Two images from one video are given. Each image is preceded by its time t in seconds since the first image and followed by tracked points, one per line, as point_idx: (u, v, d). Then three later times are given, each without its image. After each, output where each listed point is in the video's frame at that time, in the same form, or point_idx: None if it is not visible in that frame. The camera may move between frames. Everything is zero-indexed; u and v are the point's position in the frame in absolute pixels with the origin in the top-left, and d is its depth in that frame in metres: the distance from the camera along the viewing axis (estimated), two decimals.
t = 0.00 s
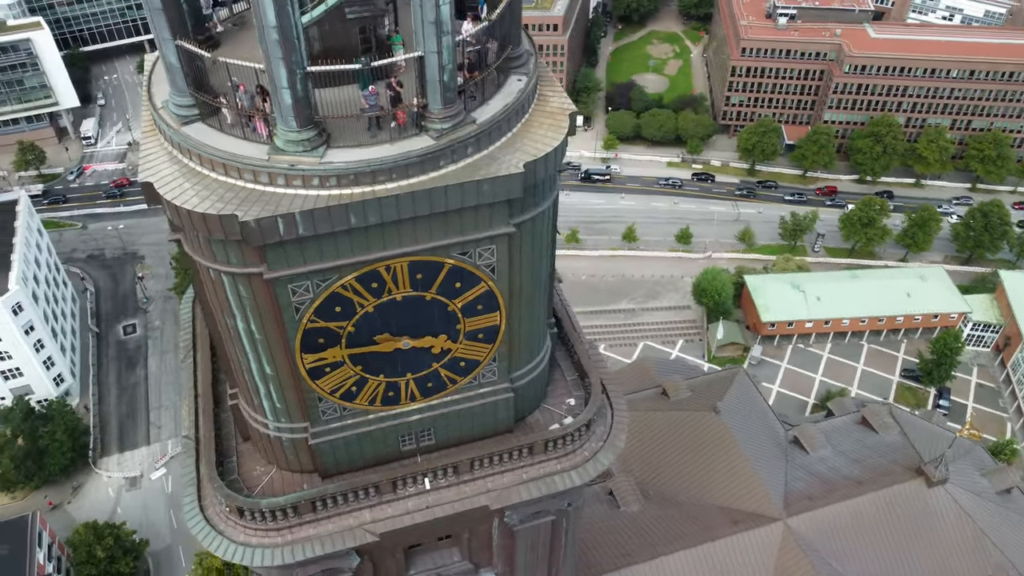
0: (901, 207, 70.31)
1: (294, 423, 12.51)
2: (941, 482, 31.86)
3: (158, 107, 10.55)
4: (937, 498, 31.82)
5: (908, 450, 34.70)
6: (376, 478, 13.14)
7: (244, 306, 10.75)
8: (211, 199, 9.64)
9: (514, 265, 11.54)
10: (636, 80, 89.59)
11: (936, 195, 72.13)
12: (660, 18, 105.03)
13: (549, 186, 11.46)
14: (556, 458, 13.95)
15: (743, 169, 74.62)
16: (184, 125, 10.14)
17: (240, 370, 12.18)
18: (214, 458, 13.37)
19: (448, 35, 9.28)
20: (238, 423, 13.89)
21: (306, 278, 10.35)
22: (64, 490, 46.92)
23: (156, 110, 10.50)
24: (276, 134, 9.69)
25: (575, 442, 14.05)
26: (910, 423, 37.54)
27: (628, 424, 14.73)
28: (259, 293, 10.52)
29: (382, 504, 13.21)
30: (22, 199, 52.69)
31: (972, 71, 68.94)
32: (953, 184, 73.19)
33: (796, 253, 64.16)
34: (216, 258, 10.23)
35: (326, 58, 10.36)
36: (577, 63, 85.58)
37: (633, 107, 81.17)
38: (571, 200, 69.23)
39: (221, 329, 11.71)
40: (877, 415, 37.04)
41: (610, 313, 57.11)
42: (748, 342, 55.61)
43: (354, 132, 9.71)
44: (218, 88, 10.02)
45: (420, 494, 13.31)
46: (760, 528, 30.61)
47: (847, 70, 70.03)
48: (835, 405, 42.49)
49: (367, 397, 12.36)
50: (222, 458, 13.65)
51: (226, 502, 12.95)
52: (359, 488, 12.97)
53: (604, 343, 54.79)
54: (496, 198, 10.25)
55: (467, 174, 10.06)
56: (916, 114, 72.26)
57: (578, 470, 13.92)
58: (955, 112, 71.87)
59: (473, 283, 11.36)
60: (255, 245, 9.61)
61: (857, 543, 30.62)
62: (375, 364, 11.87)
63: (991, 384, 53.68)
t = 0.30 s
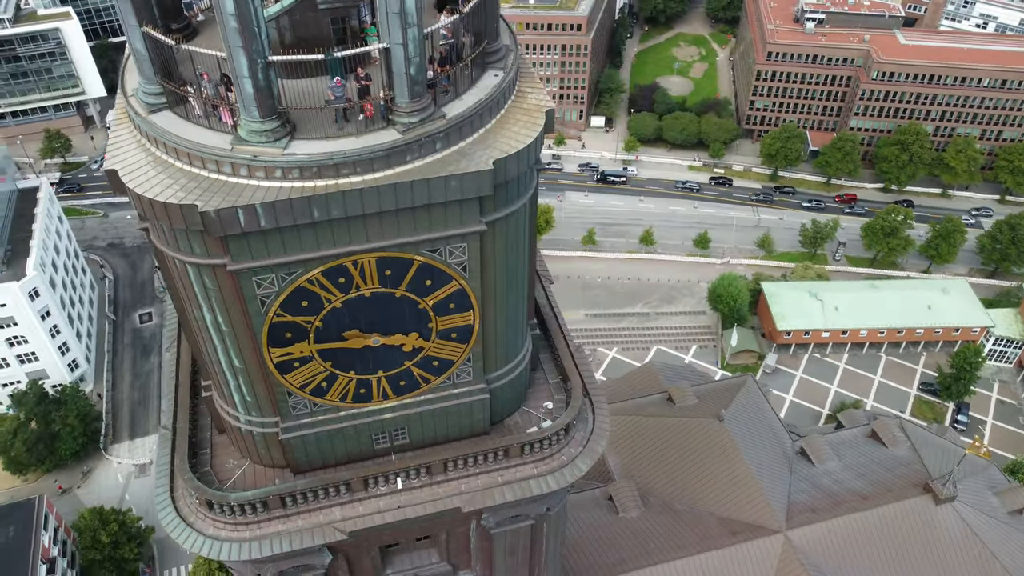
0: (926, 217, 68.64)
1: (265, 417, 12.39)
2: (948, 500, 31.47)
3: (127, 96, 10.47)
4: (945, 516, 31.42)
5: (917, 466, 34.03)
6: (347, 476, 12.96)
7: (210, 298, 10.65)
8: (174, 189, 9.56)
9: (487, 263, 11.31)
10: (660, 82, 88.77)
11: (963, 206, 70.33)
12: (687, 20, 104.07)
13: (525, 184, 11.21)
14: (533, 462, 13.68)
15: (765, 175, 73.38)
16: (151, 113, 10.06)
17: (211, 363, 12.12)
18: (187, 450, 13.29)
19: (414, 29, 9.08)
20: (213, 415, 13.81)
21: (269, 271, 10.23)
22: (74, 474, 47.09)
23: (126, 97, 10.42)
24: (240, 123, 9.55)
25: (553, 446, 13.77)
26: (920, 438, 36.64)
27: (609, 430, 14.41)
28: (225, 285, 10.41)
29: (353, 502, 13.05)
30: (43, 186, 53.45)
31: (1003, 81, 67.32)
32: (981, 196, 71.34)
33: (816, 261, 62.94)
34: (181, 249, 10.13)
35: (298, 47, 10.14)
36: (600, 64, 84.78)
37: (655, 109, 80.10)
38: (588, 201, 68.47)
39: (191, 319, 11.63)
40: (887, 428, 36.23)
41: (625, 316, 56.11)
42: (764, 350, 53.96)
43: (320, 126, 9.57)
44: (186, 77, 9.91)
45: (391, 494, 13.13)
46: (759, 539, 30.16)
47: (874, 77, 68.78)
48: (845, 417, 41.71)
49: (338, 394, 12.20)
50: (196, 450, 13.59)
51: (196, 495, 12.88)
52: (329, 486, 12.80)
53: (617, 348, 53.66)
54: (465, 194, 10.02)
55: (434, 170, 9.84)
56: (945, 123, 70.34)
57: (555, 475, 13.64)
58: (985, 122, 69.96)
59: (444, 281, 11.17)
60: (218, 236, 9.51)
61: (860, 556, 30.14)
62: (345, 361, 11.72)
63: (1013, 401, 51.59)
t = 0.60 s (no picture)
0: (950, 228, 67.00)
1: (236, 411, 12.27)
2: (955, 518, 30.87)
3: (96, 84, 10.38)
4: (951, 534, 30.87)
5: (924, 481, 33.36)
6: (317, 473, 12.81)
7: (175, 288, 10.51)
8: (137, 177, 9.45)
9: (458, 261, 11.12)
10: (683, 85, 87.85)
11: (989, 218, 68.56)
12: (713, 23, 102.89)
13: (499, 182, 10.99)
14: (508, 465, 13.45)
15: (787, 181, 72.09)
16: (118, 100, 10.00)
17: (181, 355, 12.00)
18: (160, 442, 13.21)
19: (377, 20, 8.87)
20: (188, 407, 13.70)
21: (233, 264, 10.09)
22: (84, 461, 46.96)
23: (94, 85, 10.34)
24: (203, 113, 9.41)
25: (530, 450, 13.53)
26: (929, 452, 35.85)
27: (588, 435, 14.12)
28: (189, 277, 10.28)
29: (324, 500, 12.92)
30: (65, 174, 53.86)
31: None
32: (1008, 208, 69.54)
33: (836, 270, 61.67)
34: (144, 239, 9.99)
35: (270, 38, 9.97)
36: (623, 65, 83.99)
37: (677, 112, 79.11)
38: (605, 203, 67.70)
39: (160, 310, 11.51)
40: (895, 442, 35.53)
41: (637, 319, 54.88)
42: (777, 358, 52.36)
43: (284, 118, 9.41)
44: (151, 65, 9.79)
45: (362, 492, 12.99)
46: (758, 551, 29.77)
47: (901, 84, 67.42)
48: (854, 430, 40.99)
49: (308, 389, 12.04)
50: (170, 441, 13.52)
51: (166, 487, 12.79)
52: (298, 482, 12.67)
53: (629, 351, 52.49)
54: (431, 190, 9.81)
55: (400, 165, 9.65)
56: (973, 132, 68.73)
57: (530, 479, 13.42)
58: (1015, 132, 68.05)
59: (414, 279, 10.97)
60: (179, 227, 9.39)
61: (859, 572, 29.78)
62: (314, 357, 11.56)
63: None
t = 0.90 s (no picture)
0: (973, 239, 65.53)
1: (205, 404, 12.15)
2: (959, 535, 30.28)
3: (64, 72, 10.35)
4: (955, 552, 30.23)
5: (930, 497, 32.69)
6: (286, 470, 12.65)
7: (140, 278, 10.41)
8: (97, 165, 9.35)
9: (426, 259, 10.92)
10: (705, 88, 87.04)
11: (1015, 229, 66.95)
12: (738, 26, 101.90)
13: (470, 179, 10.75)
14: (481, 467, 13.20)
15: (807, 187, 71.00)
16: (84, 87, 9.95)
17: (152, 346, 11.91)
18: (132, 432, 13.13)
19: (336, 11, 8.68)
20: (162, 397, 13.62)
21: (195, 256, 9.98)
22: (95, 447, 47.36)
23: (63, 74, 10.31)
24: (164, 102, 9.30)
25: (504, 453, 13.29)
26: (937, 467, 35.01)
27: (566, 440, 13.83)
28: (153, 267, 10.17)
29: (293, 496, 12.78)
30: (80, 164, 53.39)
31: None
32: None
33: (854, 279, 60.61)
34: (106, 228, 9.90)
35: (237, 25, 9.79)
36: (645, 67, 83.28)
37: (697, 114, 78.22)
38: (622, 205, 67.10)
39: (128, 300, 11.41)
40: (903, 455, 34.79)
41: (649, 323, 54.27)
42: (790, 366, 51.68)
43: (245, 108, 9.27)
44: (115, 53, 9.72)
45: (332, 490, 12.83)
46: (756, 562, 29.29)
47: (927, 90, 66.12)
48: (862, 442, 40.28)
49: (277, 384, 11.90)
50: (143, 431, 13.48)
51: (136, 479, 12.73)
52: (266, 478, 12.52)
53: (640, 355, 51.86)
54: (393, 185, 9.59)
55: (363, 159, 9.46)
56: (1001, 141, 67.12)
57: (503, 483, 13.15)
58: None
59: (381, 275, 10.77)
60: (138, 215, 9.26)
61: None
62: (282, 352, 11.41)
63: None
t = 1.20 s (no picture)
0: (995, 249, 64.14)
1: (176, 397, 12.04)
2: (963, 552, 29.63)
3: (35, 61, 10.30)
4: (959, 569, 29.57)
5: (935, 511, 32.02)
6: (257, 466, 12.53)
7: (107, 270, 10.31)
8: (61, 153, 9.26)
9: (397, 256, 10.73)
10: (725, 91, 86.21)
11: None
12: (761, 29, 100.84)
13: (441, 175, 10.55)
14: (456, 469, 13.00)
15: (825, 193, 70.02)
16: (53, 75, 9.91)
17: (123, 337, 11.82)
18: (106, 424, 13.07)
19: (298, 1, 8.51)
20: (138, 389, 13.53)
21: (161, 248, 9.86)
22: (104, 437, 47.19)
23: (34, 62, 10.27)
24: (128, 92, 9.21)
25: (480, 455, 13.07)
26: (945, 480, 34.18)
27: (544, 444, 13.58)
28: (119, 259, 10.06)
29: (264, 493, 12.67)
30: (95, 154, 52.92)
31: None
32: None
33: (870, 287, 59.61)
34: (71, 218, 9.79)
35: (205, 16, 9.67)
36: (664, 68, 82.58)
37: (716, 117, 77.41)
38: (636, 207, 66.56)
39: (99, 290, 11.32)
40: (909, 468, 34.04)
41: (660, 327, 53.78)
42: (802, 374, 50.86)
43: (209, 100, 9.16)
44: (83, 42, 9.64)
45: (304, 488, 12.70)
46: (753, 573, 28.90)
47: (951, 97, 64.85)
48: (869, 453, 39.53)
49: (248, 379, 11.78)
50: (119, 423, 13.42)
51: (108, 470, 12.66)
52: (236, 473, 12.41)
53: (649, 359, 51.39)
54: (359, 180, 9.42)
55: (328, 153, 9.30)
56: None
57: (477, 485, 12.93)
58: None
59: (351, 271, 10.60)
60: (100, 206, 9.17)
61: None
62: (251, 347, 11.28)
63: None
